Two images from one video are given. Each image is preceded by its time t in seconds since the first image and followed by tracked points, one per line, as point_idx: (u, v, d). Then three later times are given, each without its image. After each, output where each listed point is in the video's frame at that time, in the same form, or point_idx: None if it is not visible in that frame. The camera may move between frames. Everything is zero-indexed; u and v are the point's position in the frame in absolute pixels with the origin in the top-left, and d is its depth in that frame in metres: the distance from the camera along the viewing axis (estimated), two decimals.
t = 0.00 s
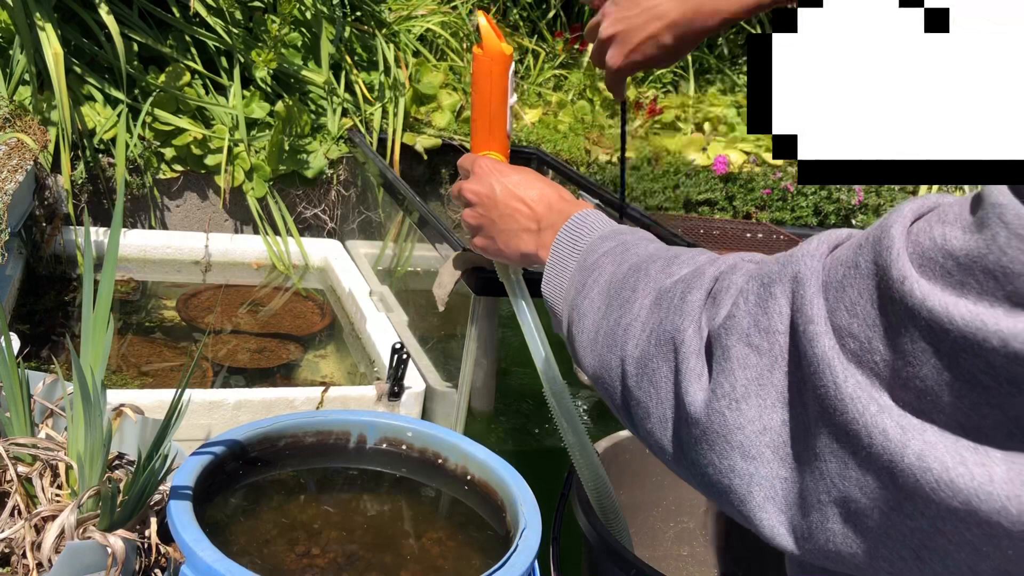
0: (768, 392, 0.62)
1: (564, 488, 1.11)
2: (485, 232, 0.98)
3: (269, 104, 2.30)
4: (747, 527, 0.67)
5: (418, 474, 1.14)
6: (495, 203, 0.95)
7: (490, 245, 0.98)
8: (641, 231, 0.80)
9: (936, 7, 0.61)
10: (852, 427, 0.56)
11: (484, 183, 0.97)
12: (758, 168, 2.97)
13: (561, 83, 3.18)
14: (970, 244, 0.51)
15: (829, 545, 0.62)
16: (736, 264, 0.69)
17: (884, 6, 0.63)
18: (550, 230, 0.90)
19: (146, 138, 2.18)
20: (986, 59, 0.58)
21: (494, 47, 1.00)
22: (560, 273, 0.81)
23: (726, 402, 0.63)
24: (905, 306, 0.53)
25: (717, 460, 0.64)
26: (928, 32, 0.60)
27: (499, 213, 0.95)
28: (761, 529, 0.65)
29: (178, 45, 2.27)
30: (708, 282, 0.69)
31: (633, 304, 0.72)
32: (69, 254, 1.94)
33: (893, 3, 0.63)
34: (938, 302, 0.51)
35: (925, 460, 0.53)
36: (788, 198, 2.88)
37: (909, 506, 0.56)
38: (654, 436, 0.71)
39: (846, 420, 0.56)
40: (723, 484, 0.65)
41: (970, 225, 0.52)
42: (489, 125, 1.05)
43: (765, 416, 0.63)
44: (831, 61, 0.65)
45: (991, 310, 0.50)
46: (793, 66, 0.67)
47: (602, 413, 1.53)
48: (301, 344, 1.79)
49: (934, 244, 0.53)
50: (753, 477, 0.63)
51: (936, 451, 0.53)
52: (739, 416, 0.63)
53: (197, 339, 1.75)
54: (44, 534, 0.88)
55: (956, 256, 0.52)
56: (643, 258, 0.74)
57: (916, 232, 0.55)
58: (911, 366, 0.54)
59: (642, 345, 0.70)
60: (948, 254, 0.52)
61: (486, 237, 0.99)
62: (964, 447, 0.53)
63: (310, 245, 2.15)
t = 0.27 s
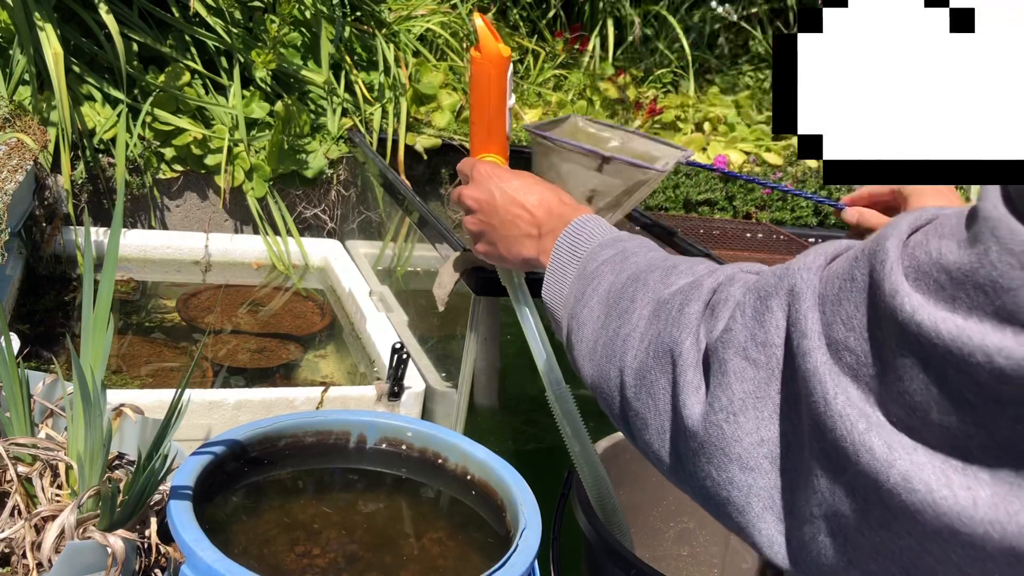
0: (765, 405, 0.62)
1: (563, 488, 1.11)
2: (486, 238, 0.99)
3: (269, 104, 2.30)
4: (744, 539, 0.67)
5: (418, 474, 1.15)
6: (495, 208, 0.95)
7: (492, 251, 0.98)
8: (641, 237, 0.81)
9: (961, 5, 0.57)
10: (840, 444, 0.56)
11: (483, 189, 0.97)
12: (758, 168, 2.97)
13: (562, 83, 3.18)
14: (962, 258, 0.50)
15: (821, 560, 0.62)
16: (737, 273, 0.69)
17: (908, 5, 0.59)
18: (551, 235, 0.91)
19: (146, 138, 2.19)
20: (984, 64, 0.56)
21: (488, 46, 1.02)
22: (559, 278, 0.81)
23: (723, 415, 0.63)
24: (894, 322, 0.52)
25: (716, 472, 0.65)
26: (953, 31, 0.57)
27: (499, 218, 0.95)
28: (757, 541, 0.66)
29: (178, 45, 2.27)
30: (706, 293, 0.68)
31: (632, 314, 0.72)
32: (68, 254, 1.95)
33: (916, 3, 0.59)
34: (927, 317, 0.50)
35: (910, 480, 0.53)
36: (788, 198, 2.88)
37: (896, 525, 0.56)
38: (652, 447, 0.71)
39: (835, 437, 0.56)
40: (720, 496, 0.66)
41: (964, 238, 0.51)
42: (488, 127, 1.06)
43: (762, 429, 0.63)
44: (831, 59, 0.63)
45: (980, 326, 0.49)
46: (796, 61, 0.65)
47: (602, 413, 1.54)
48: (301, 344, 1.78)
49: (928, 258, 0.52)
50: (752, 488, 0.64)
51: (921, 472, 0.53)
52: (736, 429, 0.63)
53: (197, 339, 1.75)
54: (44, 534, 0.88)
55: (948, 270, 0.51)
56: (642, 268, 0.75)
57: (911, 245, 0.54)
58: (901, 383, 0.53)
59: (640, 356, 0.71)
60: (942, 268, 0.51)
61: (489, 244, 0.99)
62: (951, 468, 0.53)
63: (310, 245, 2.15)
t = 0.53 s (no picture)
0: (765, 406, 0.63)
1: (564, 487, 1.11)
2: (485, 244, 0.99)
3: (269, 104, 2.30)
4: (743, 541, 0.67)
5: (418, 474, 1.15)
6: (492, 214, 0.96)
7: (491, 257, 0.99)
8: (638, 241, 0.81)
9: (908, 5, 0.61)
10: (843, 442, 0.57)
11: (481, 195, 0.98)
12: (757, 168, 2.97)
13: (561, 83, 3.18)
14: (964, 254, 0.51)
15: (822, 559, 0.62)
16: (734, 275, 0.70)
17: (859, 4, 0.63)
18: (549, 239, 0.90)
19: (146, 138, 2.19)
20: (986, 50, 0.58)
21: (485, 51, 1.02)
22: (556, 283, 0.82)
23: (724, 417, 0.63)
24: (898, 319, 0.53)
25: (716, 474, 0.65)
26: (901, 32, 0.61)
27: (497, 224, 0.95)
28: (757, 541, 0.66)
29: (178, 45, 2.27)
30: (705, 294, 0.69)
31: (631, 316, 0.72)
32: (68, 253, 1.95)
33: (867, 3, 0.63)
34: (929, 312, 0.51)
35: (912, 477, 0.54)
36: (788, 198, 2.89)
37: (897, 523, 0.56)
38: (651, 448, 0.71)
39: (838, 436, 0.57)
40: (720, 498, 0.66)
41: (964, 236, 0.52)
42: (487, 133, 1.06)
43: (762, 429, 0.63)
44: (821, 34, 0.65)
45: (982, 320, 0.50)
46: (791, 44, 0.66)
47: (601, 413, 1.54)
48: (301, 344, 1.78)
49: (930, 256, 0.53)
50: (752, 489, 0.64)
51: (923, 469, 0.53)
52: (737, 430, 0.63)
53: (197, 339, 1.75)
54: (44, 534, 0.87)
55: (950, 266, 0.51)
56: (640, 270, 0.75)
57: (911, 246, 0.55)
58: (903, 381, 0.54)
59: (639, 359, 0.71)
60: (942, 264, 0.52)
61: (487, 249, 0.99)
62: (953, 465, 0.53)
63: (310, 245, 2.15)
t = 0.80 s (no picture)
0: (697, 431, 0.62)
1: (564, 488, 1.12)
2: (480, 247, 0.99)
3: (269, 104, 2.30)
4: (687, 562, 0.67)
5: (418, 475, 1.14)
6: (488, 217, 0.96)
7: (485, 261, 0.98)
8: (621, 249, 0.81)
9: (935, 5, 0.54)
10: (753, 481, 0.56)
11: (478, 198, 0.98)
12: (758, 168, 2.97)
13: (561, 83, 3.18)
14: (869, 299, 0.49)
15: None
16: (688, 290, 0.68)
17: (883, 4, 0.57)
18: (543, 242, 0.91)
19: (146, 138, 2.19)
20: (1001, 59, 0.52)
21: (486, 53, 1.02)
22: (544, 286, 0.82)
23: (658, 439, 0.63)
24: (803, 359, 0.52)
25: (654, 495, 0.65)
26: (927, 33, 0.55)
27: (492, 228, 0.95)
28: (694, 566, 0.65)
29: (178, 45, 2.27)
30: (655, 311, 0.68)
31: (590, 328, 0.73)
32: (68, 253, 1.95)
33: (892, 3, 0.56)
34: (829, 358, 0.50)
35: (812, 525, 0.52)
36: (788, 198, 2.90)
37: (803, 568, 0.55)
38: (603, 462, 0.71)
39: (748, 473, 0.56)
40: (661, 518, 0.66)
41: (876, 278, 0.50)
42: (488, 137, 1.06)
43: (695, 454, 0.62)
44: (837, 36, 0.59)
45: (877, 373, 0.48)
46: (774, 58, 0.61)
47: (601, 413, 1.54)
48: (301, 344, 1.79)
49: (845, 294, 0.51)
50: (689, 514, 0.63)
51: (825, 517, 0.52)
52: (671, 453, 0.63)
53: (197, 339, 1.75)
54: (44, 534, 0.87)
55: (858, 310, 0.49)
56: (605, 281, 0.74)
57: (835, 277, 0.53)
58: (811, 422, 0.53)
59: (592, 373, 0.71)
60: (853, 307, 0.50)
61: (482, 252, 0.98)
62: (854, 517, 0.52)
63: (310, 245, 2.15)
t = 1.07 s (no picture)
0: (740, 406, 0.63)
1: (564, 487, 1.12)
2: (483, 246, 0.99)
3: (269, 104, 2.30)
4: (720, 541, 0.68)
5: (418, 475, 1.14)
6: (490, 216, 0.96)
7: (488, 259, 0.99)
8: (630, 239, 0.82)
9: (960, 6, 0.57)
10: (807, 449, 0.57)
11: (479, 197, 0.98)
12: (758, 168, 2.97)
13: (561, 83, 3.18)
14: (931, 262, 0.51)
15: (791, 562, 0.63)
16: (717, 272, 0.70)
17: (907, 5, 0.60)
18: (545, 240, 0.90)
19: (146, 138, 2.18)
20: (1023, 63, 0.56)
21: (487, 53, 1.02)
22: (551, 283, 0.83)
23: (699, 416, 0.65)
24: (863, 324, 0.53)
25: (694, 473, 0.66)
26: (953, 33, 0.58)
27: (495, 226, 0.95)
28: (730, 542, 0.67)
29: (178, 45, 2.27)
30: (687, 291, 0.70)
31: (616, 313, 0.74)
32: (68, 253, 1.94)
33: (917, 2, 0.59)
34: (892, 321, 0.51)
35: (870, 490, 0.54)
36: (788, 198, 2.90)
37: (857, 533, 0.57)
38: (633, 445, 0.73)
39: (802, 442, 0.58)
40: (698, 496, 0.67)
41: (935, 243, 0.52)
42: (488, 135, 1.06)
43: (738, 429, 0.64)
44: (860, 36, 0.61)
45: (942, 332, 0.50)
46: (797, 65, 0.64)
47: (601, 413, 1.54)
48: (301, 344, 1.79)
49: (900, 260, 0.53)
50: (729, 489, 0.65)
51: (883, 481, 0.54)
52: (712, 430, 0.65)
53: (197, 339, 1.75)
54: (44, 534, 0.87)
55: (917, 274, 0.52)
56: (627, 267, 0.76)
57: (885, 247, 0.55)
58: (868, 389, 0.55)
59: (623, 356, 0.72)
60: (911, 272, 0.52)
61: (485, 251, 0.99)
62: (912, 479, 0.54)
63: (310, 245, 2.15)
